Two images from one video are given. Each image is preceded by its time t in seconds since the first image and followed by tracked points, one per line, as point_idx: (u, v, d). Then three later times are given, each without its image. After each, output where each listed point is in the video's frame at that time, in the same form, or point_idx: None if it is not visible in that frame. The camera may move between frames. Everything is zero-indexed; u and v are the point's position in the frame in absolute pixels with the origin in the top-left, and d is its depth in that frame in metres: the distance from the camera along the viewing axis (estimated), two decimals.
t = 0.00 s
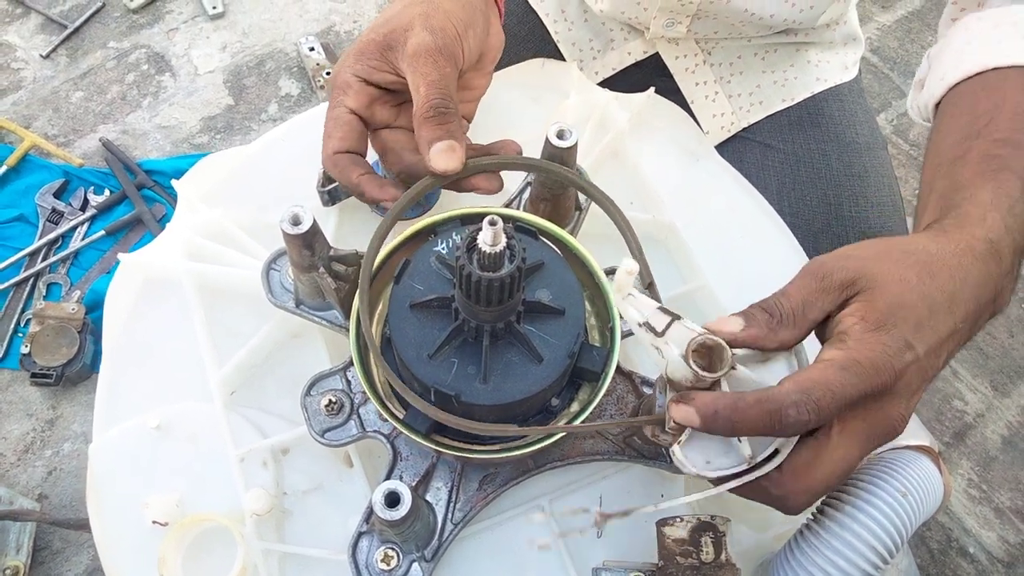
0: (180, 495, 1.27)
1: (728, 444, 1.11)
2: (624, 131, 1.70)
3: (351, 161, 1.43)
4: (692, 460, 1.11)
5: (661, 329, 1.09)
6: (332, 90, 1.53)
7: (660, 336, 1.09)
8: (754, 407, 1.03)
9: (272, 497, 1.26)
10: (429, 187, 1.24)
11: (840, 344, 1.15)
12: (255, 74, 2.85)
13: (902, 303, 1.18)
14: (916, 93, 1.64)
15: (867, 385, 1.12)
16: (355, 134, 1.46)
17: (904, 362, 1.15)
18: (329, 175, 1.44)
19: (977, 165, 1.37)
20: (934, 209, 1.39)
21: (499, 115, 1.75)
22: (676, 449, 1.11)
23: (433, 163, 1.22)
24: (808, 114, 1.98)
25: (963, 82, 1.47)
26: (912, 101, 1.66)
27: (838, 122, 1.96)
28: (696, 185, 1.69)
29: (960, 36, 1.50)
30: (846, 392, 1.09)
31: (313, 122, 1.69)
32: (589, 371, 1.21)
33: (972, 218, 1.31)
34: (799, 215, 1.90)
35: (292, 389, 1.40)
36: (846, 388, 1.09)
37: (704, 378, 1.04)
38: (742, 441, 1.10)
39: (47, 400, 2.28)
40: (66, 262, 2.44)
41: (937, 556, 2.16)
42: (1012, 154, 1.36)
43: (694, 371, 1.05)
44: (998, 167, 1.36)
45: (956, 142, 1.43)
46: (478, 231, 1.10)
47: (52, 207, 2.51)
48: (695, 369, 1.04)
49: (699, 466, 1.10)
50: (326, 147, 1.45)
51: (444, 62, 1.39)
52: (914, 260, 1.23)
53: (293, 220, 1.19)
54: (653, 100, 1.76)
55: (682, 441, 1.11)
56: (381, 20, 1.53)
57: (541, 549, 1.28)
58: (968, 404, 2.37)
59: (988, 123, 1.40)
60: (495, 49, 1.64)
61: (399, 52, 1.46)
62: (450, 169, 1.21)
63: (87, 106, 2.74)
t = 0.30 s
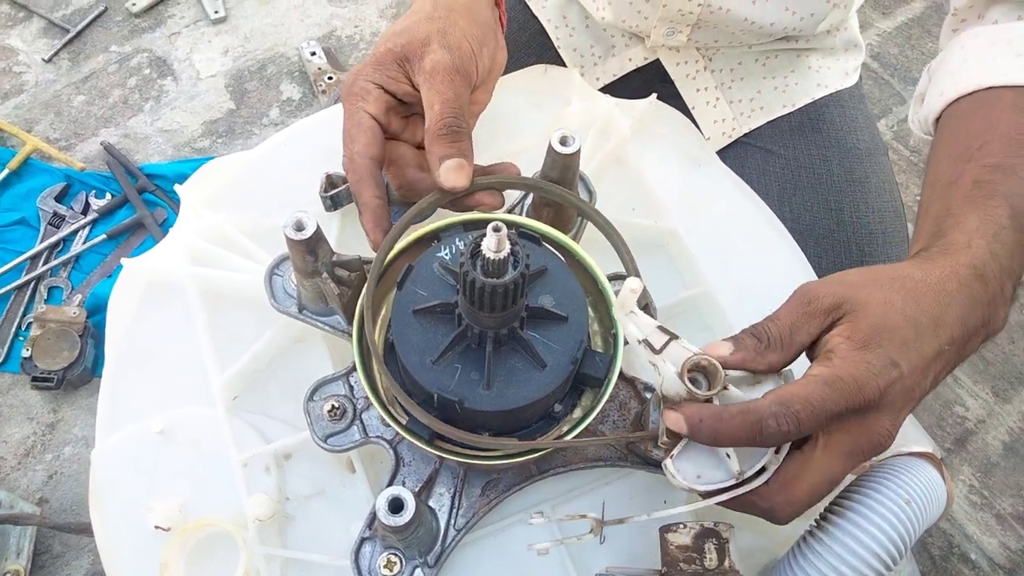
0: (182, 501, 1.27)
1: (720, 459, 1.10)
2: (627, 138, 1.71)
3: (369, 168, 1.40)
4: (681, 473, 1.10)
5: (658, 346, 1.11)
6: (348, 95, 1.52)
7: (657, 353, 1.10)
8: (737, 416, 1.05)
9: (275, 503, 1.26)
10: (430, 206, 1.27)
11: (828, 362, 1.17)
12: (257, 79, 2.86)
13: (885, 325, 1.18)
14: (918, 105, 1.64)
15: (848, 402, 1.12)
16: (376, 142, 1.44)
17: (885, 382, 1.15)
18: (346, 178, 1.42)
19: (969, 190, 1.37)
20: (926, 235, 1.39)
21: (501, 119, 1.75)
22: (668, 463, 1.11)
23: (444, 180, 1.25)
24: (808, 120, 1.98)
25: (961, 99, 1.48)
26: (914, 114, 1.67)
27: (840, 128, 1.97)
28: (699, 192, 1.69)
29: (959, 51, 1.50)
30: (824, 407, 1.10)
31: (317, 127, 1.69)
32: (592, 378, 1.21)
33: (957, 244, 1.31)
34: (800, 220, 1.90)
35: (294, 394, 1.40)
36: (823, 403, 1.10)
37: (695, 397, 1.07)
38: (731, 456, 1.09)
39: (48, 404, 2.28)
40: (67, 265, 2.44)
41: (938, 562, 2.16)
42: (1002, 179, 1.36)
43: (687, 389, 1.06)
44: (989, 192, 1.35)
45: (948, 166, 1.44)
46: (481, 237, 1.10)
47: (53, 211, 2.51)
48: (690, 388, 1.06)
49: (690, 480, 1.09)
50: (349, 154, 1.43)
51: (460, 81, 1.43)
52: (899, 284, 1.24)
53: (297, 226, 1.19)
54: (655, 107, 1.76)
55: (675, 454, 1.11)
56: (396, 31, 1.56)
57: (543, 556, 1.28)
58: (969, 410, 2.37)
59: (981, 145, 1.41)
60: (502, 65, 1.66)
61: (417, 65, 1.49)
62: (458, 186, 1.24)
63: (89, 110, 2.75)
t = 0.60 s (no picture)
0: (195, 494, 1.28)
1: (744, 452, 1.09)
2: (640, 134, 1.70)
3: (371, 175, 1.44)
4: (707, 471, 1.08)
5: (668, 348, 1.06)
6: (358, 94, 1.56)
7: (668, 355, 1.06)
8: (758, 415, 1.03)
9: (287, 497, 1.26)
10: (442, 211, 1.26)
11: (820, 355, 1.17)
12: (268, 74, 2.86)
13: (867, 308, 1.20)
14: (916, 91, 1.64)
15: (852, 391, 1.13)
16: (376, 148, 1.47)
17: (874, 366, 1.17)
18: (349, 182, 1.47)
19: (955, 163, 1.38)
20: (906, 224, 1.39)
21: (513, 116, 1.75)
22: (694, 463, 1.09)
23: (447, 190, 1.24)
24: (823, 121, 1.97)
25: (958, 83, 1.48)
26: (911, 100, 1.67)
27: (855, 128, 1.96)
28: (713, 190, 1.68)
29: (962, 39, 1.50)
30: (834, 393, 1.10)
31: (328, 124, 1.70)
32: (605, 374, 1.21)
33: (936, 214, 1.32)
34: (814, 220, 1.89)
35: (307, 389, 1.40)
36: (835, 395, 1.11)
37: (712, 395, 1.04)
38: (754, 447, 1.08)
39: (60, 397, 2.29)
40: (79, 259, 2.45)
41: (950, 563, 2.15)
42: (987, 155, 1.36)
43: (703, 387, 1.04)
44: (970, 167, 1.37)
45: (936, 142, 1.44)
46: (495, 233, 1.09)
47: (66, 205, 2.52)
48: (705, 385, 1.04)
49: (719, 477, 1.08)
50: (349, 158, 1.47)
51: (476, 87, 1.41)
52: (875, 267, 1.25)
53: (311, 221, 1.19)
54: (669, 104, 1.76)
55: (699, 453, 1.09)
56: (421, 31, 1.57)
57: (555, 553, 1.27)
58: (981, 411, 2.35)
59: (972, 124, 1.41)
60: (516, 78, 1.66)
61: (438, 70, 1.49)
62: (462, 197, 1.23)
63: (101, 105, 2.76)
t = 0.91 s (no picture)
0: (207, 495, 1.28)
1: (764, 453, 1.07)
2: (652, 137, 1.70)
3: (384, 211, 1.38)
4: (730, 476, 1.08)
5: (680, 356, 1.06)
6: (348, 121, 1.47)
7: (680, 364, 1.06)
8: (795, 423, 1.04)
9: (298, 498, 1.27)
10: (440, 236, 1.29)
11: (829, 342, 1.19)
12: (279, 76, 2.87)
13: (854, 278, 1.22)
14: (906, 74, 1.63)
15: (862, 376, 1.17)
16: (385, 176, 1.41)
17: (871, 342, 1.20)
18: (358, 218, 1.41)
19: (926, 137, 1.38)
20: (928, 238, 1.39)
21: (525, 117, 1.75)
22: (715, 470, 1.08)
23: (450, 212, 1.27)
24: (835, 126, 1.97)
25: (945, 67, 1.47)
26: (900, 83, 1.67)
27: (866, 134, 1.95)
28: (726, 195, 1.68)
29: (957, 28, 1.50)
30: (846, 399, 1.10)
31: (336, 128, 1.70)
32: (617, 378, 1.20)
33: (907, 178, 1.34)
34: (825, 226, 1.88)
35: (317, 391, 1.40)
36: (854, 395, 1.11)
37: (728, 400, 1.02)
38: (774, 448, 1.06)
39: (70, 396, 2.30)
40: (90, 259, 2.46)
41: (960, 570, 2.14)
42: (959, 131, 1.37)
43: (718, 394, 1.02)
44: (941, 140, 1.37)
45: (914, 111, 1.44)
46: (509, 235, 1.10)
47: (77, 205, 2.54)
48: (720, 391, 1.01)
49: (744, 480, 1.08)
50: (358, 195, 1.40)
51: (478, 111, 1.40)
52: (859, 234, 1.26)
53: (324, 223, 1.19)
54: (682, 109, 1.76)
55: (721, 460, 1.08)
56: (405, 43, 1.50)
57: (565, 557, 1.27)
58: (992, 417, 2.34)
59: (951, 101, 1.41)
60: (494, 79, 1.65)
61: (433, 89, 1.45)
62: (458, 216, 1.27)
63: (113, 105, 2.77)
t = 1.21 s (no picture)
0: (216, 494, 1.28)
1: (778, 457, 1.05)
2: (665, 142, 1.70)
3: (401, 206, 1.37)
4: (744, 483, 1.06)
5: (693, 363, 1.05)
6: (391, 109, 1.43)
7: (694, 370, 1.05)
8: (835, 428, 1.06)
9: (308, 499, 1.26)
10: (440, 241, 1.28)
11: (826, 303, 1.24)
12: (289, 75, 2.87)
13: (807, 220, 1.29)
14: (882, 52, 1.69)
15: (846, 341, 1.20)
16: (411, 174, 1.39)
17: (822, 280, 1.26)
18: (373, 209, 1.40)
19: (880, 112, 1.45)
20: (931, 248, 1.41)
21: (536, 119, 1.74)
22: (729, 475, 1.07)
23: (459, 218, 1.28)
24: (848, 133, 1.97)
25: (917, 52, 1.56)
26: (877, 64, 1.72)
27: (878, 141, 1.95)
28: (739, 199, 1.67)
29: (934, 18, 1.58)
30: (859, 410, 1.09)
31: (347, 129, 1.69)
32: (630, 378, 1.20)
33: (855, 139, 1.41)
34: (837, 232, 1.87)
35: (326, 392, 1.40)
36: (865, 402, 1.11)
37: (740, 406, 1.01)
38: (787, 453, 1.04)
39: (78, 393, 2.30)
40: (98, 257, 2.47)
41: None
42: (910, 106, 1.46)
43: (731, 400, 1.01)
44: (893, 110, 1.45)
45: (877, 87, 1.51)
46: (522, 237, 1.09)
47: (86, 203, 2.54)
48: (733, 398, 1.01)
49: (757, 487, 1.05)
50: (379, 183, 1.38)
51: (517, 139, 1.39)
52: (813, 185, 1.33)
53: (337, 223, 1.19)
54: (695, 112, 1.75)
55: (734, 466, 1.07)
56: (471, 56, 1.46)
57: (575, 562, 1.26)
58: (1001, 424, 2.33)
59: (910, 80, 1.50)
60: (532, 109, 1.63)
61: (480, 110, 1.43)
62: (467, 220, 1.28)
63: (123, 104, 2.78)
